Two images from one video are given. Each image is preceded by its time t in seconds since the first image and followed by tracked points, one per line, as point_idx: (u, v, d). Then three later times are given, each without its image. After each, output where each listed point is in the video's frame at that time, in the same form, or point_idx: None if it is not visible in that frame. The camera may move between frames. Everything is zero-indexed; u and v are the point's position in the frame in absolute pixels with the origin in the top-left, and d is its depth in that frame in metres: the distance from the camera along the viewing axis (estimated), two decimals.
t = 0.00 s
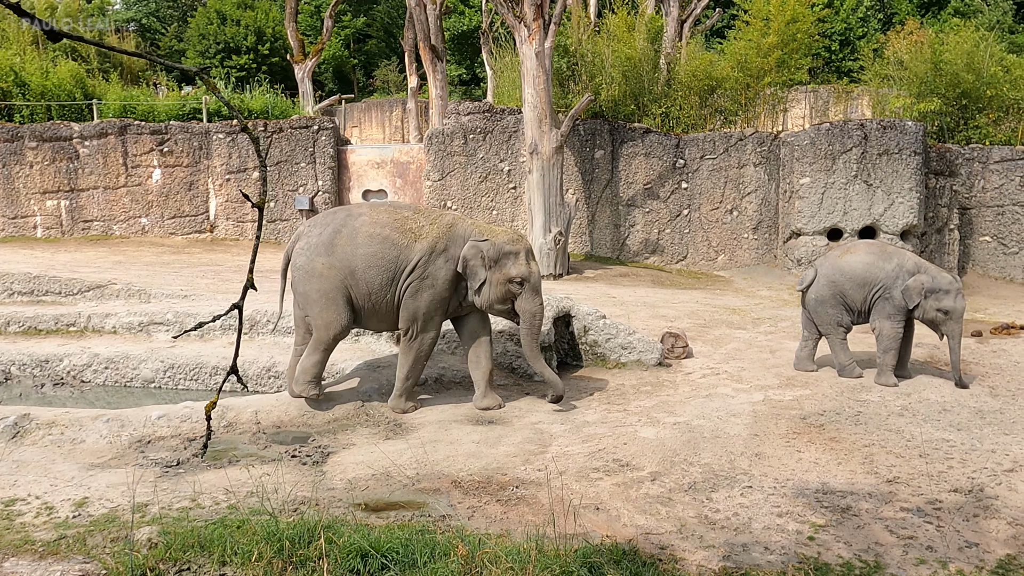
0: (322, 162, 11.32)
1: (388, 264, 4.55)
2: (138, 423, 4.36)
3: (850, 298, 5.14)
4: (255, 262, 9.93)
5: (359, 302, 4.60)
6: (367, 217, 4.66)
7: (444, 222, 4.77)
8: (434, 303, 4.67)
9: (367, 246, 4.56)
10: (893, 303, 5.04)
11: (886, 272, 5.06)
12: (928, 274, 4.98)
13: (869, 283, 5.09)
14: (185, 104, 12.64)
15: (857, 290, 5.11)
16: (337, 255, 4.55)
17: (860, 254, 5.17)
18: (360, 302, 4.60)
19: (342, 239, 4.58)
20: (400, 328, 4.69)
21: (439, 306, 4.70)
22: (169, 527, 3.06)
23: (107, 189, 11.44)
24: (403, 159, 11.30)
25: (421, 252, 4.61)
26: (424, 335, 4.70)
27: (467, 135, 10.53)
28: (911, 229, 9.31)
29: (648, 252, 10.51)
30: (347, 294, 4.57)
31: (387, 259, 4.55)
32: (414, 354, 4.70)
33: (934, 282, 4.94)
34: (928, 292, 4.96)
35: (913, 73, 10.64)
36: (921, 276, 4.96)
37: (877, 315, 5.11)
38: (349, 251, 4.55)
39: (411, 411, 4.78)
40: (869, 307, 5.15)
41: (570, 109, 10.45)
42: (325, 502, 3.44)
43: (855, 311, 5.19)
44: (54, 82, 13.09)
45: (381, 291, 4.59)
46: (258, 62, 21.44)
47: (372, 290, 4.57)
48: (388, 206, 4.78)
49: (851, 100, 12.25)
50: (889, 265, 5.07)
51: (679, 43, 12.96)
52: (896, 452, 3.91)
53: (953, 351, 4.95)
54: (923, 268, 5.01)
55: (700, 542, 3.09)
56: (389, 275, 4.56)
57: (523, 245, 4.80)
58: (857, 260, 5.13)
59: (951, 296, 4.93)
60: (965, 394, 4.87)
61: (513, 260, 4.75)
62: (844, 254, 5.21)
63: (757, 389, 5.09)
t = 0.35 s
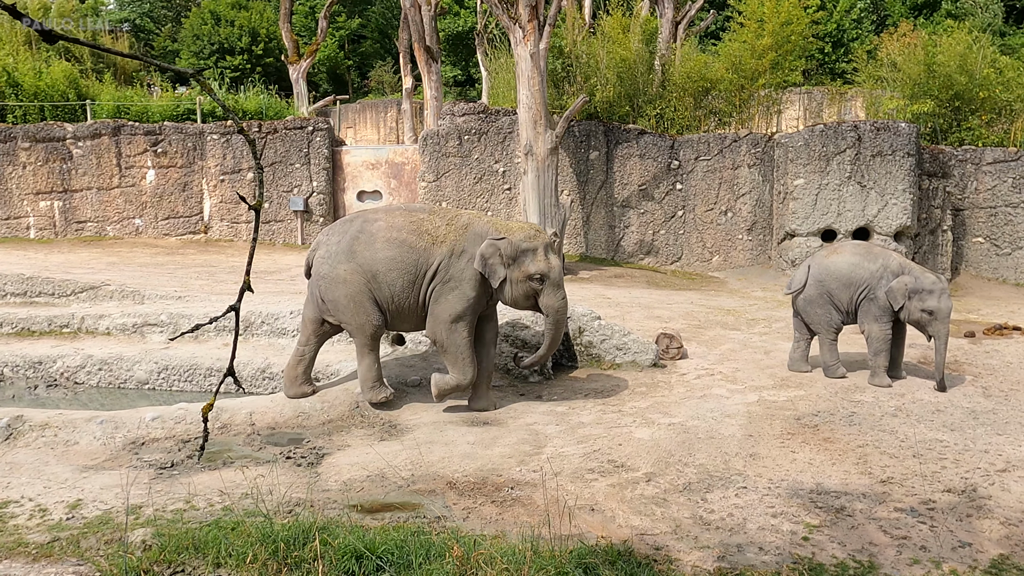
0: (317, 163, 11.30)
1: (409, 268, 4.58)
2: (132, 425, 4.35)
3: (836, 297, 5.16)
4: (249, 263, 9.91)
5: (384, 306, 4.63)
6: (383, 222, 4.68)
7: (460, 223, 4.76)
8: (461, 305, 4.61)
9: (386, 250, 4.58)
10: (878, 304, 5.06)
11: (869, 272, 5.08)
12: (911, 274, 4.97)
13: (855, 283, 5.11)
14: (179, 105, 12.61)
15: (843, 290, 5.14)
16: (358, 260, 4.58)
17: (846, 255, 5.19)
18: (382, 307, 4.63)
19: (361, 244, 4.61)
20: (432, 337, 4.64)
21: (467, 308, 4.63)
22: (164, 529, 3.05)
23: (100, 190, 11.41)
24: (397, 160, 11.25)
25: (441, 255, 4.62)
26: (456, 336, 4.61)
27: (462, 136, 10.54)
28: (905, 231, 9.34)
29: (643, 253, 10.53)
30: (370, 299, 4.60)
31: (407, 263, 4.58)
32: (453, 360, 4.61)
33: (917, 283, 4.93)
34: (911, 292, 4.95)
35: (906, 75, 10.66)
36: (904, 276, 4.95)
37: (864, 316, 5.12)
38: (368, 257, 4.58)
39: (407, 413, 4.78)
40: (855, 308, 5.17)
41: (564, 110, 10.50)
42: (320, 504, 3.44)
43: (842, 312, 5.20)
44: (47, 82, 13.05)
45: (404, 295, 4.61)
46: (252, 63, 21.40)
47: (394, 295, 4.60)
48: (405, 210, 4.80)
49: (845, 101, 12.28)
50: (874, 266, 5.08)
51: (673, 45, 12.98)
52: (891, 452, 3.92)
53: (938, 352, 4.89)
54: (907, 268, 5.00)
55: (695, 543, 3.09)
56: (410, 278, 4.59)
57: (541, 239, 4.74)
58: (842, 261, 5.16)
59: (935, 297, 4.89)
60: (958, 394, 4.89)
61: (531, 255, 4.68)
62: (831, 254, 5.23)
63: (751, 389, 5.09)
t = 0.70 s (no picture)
0: (311, 164, 11.28)
1: (440, 271, 4.62)
2: (125, 428, 4.34)
3: (816, 299, 5.20)
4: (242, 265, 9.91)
5: (415, 311, 4.64)
6: (407, 228, 4.70)
7: (482, 223, 4.86)
8: (506, 304, 4.70)
9: (414, 254, 4.60)
10: (864, 305, 5.06)
11: (851, 273, 5.10)
12: (892, 264, 5.00)
13: (836, 286, 5.13)
14: (172, 107, 12.59)
15: (823, 291, 5.17)
16: (386, 266, 4.58)
17: (828, 257, 5.22)
18: (412, 312, 4.64)
19: (387, 251, 4.61)
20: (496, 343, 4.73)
21: (512, 306, 4.71)
22: (156, 531, 3.05)
23: (93, 192, 11.38)
24: (391, 161, 11.25)
25: (470, 256, 4.71)
26: (518, 335, 4.70)
27: (456, 138, 10.53)
28: (897, 232, 9.37)
29: (637, 255, 10.53)
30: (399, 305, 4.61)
31: (437, 265, 4.61)
32: (525, 358, 4.73)
33: (900, 270, 4.94)
34: (898, 281, 4.96)
35: (898, 77, 10.69)
36: (887, 268, 4.96)
37: (852, 319, 5.12)
38: (397, 262, 4.59)
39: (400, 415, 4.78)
40: (836, 310, 5.19)
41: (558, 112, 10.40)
42: (314, 506, 3.43)
43: (823, 316, 5.23)
44: (40, 83, 13.01)
45: (437, 298, 4.64)
46: (246, 64, 21.37)
47: (424, 299, 4.62)
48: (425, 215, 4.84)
49: (837, 103, 12.32)
50: (856, 267, 5.10)
51: (666, 47, 13.01)
52: (883, 453, 3.94)
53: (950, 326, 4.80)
54: (888, 262, 5.02)
55: (688, 544, 3.10)
56: (441, 281, 4.62)
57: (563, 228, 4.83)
58: (823, 265, 5.20)
59: (923, 276, 4.90)
60: (950, 395, 4.92)
61: (560, 240, 4.71)
62: (811, 259, 5.28)
63: (744, 390, 5.11)
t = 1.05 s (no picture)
0: (303, 166, 11.26)
1: (469, 271, 4.59)
2: (116, 431, 4.33)
3: (795, 304, 5.25)
4: (234, 267, 9.89)
5: (442, 310, 4.61)
6: (438, 229, 4.70)
7: (518, 225, 4.82)
8: (539, 302, 4.67)
9: (443, 255, 4.59)
10: (847, 309, 5.09)
11: (830, 279, 5.14)
12: (864, 257, 5.05)
13: (815, 292, 5.18)
14: (164, 108, 12.57)
15: (803, 297, 5.21)
16: (413, 266, 4.58)
17: (806, 263, 5.26)
18: (436, 312, 4.61)
19: (416, 251, 4.61)
20: (527, 336, 4.74)
21: (543, 306, 4.69)
22: (147, 535, 3.04)
23: (84, 194, 11.34)
24: (383, 163, 11.19)
25: (503, 257, 4.66)
26: (550, 334, 4.69)
27: (448, 140, 10.54)
28: (887, 234, 9.40)
29: (629, 257, 10.45)
30: (423, 304, 4.60)
31: (466, 266, 4.58)
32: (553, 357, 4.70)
33: (873, 261, 5.00)
34: (876, 271, 5.00)
35: (889, 79, 10.73)
36: (861, 265, 5.03)
37: (839, 323, 5.15)
38: (424, 262, 4.58)
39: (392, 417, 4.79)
40: (816, 315, 5.23)
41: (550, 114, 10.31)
42: (305, 508, 3.43)
43: (805, 321, 5.28)
44: (29, 84, 12.96)
45: (466, 299, 4.60)
46: (237, 66, 21.34)
47: (451, 299, 4.58)
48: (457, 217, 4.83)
49: (828, 106, 12.38)
50: (832, 272, 5.15)
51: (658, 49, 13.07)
52: (874, 454, 3.95)
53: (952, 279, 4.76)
54: (862, 258, 5.08)
55: (680, 545, 3.11)
56: (470, 280, 4.59)
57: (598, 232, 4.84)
58: (798, 272, 5.24)
59: (896, 256, 4.94)
60: (940, 396, 4.94)
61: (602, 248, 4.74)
62: (786, 266, 5.32)
63: (736, 392, 5.12)
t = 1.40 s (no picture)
0: (294, 168, 11.24)
1: (487, 273, 4.56)
2: (105, 433, 4.31)
3: (775, 305, 5.34)
4: (225, 270, 9.87)
5: (459, 314, 4.57)
6: (453, 233, 4.66)
7: (535, 224, 4.79)
8: (555, 303, 4.66)
9: (459, 260, 4.56)
10: (826, 310, 5.16)
11: (807, 281, 5.23)
12: (837, 257, 5.16)
13: (793, 294, 5.27)
14: (154, 109, 12.53)
15: (782, 298, 5.31)
16: (429, 273, 4.54)
17: (785, 265, 5.36)
18: (453, 317, 4.58)
19: (431, 257, 4.57)
20: (533, 336, 4.72)
21: (560, 305, 4.69)
22: (136, 539, 3.03)
23: (73, 195, 11.30)
24: (374, 165, 11.19)
25: (522, 257, 4.64)
26: (557, 335, 4.70)
27: (439, 142, 10.55)
28: (878, 237, 9.44)
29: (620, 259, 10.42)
30: (440, 310, 4.56)
31: (483, 269, 4.56)
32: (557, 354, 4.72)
33: (844, 259, 5.10)
34: (849, 269, 5.10)
35: (879, 83, 10.80)
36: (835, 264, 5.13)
37: (818, 325, 5.22)
38: (439, 268, 4.54)
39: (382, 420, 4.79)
40: (794, 316, 5.31)
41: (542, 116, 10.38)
42: (296, 511, 3.42)
43: (787, 321, 5.36)
44: (19, 85, 12.90)
45: (484, 301, 4.58)
46: (229, 67, 21.29)
47: (467, 304, 4.55)
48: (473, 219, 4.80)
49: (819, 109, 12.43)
50: (809, 274, 5.24)
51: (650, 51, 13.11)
52: (863, 455, 3.97)
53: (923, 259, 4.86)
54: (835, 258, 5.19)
55: (670, 547, 3.11)
56: (489, 283, 4.57)
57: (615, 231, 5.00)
58: (776, 275, 5.34)
59: (865, 250, 5.07)
60: (928, 397, 4.97)
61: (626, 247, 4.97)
62: (766, 267, 5.43)
63: (726, 393, 5.13)
